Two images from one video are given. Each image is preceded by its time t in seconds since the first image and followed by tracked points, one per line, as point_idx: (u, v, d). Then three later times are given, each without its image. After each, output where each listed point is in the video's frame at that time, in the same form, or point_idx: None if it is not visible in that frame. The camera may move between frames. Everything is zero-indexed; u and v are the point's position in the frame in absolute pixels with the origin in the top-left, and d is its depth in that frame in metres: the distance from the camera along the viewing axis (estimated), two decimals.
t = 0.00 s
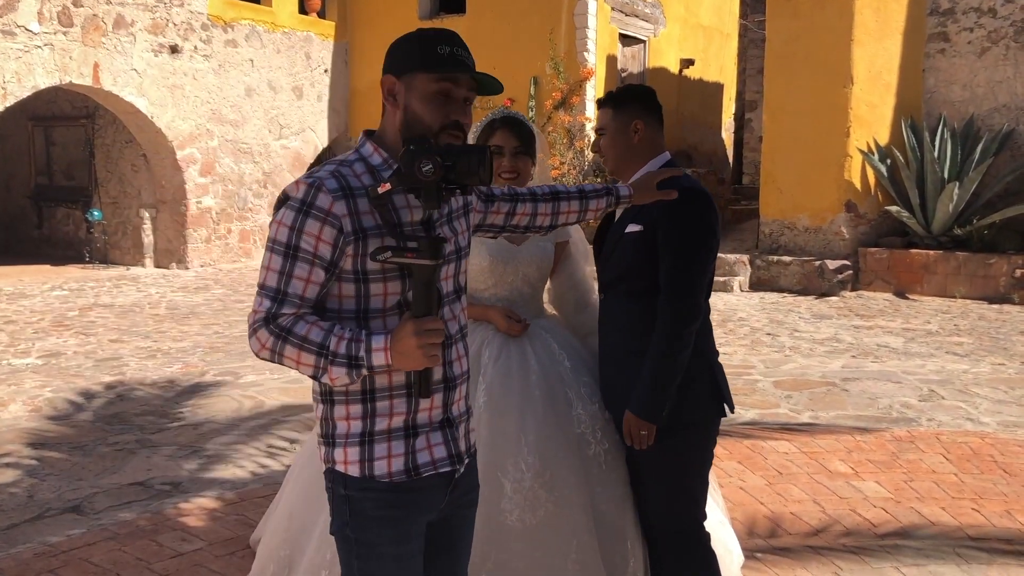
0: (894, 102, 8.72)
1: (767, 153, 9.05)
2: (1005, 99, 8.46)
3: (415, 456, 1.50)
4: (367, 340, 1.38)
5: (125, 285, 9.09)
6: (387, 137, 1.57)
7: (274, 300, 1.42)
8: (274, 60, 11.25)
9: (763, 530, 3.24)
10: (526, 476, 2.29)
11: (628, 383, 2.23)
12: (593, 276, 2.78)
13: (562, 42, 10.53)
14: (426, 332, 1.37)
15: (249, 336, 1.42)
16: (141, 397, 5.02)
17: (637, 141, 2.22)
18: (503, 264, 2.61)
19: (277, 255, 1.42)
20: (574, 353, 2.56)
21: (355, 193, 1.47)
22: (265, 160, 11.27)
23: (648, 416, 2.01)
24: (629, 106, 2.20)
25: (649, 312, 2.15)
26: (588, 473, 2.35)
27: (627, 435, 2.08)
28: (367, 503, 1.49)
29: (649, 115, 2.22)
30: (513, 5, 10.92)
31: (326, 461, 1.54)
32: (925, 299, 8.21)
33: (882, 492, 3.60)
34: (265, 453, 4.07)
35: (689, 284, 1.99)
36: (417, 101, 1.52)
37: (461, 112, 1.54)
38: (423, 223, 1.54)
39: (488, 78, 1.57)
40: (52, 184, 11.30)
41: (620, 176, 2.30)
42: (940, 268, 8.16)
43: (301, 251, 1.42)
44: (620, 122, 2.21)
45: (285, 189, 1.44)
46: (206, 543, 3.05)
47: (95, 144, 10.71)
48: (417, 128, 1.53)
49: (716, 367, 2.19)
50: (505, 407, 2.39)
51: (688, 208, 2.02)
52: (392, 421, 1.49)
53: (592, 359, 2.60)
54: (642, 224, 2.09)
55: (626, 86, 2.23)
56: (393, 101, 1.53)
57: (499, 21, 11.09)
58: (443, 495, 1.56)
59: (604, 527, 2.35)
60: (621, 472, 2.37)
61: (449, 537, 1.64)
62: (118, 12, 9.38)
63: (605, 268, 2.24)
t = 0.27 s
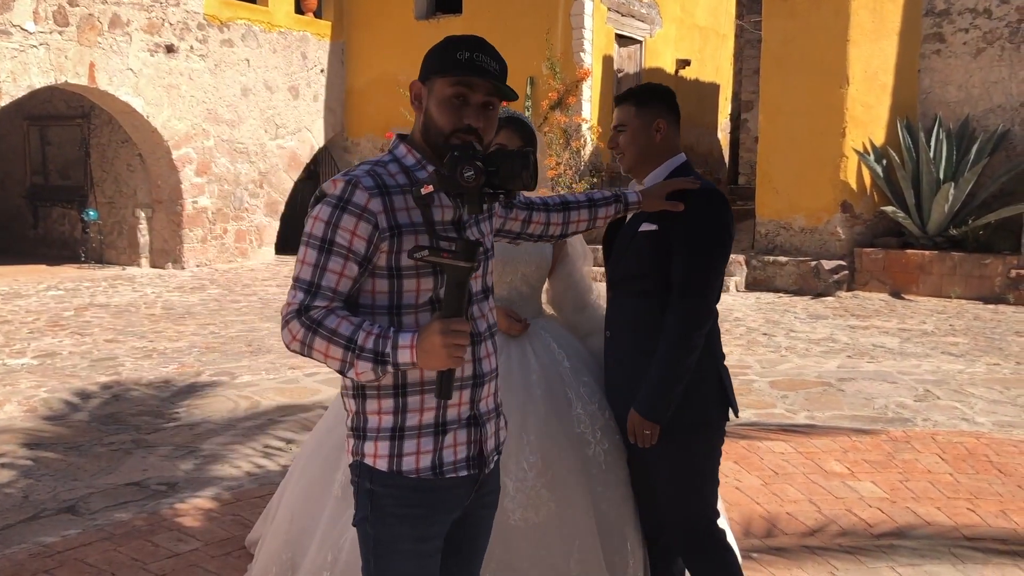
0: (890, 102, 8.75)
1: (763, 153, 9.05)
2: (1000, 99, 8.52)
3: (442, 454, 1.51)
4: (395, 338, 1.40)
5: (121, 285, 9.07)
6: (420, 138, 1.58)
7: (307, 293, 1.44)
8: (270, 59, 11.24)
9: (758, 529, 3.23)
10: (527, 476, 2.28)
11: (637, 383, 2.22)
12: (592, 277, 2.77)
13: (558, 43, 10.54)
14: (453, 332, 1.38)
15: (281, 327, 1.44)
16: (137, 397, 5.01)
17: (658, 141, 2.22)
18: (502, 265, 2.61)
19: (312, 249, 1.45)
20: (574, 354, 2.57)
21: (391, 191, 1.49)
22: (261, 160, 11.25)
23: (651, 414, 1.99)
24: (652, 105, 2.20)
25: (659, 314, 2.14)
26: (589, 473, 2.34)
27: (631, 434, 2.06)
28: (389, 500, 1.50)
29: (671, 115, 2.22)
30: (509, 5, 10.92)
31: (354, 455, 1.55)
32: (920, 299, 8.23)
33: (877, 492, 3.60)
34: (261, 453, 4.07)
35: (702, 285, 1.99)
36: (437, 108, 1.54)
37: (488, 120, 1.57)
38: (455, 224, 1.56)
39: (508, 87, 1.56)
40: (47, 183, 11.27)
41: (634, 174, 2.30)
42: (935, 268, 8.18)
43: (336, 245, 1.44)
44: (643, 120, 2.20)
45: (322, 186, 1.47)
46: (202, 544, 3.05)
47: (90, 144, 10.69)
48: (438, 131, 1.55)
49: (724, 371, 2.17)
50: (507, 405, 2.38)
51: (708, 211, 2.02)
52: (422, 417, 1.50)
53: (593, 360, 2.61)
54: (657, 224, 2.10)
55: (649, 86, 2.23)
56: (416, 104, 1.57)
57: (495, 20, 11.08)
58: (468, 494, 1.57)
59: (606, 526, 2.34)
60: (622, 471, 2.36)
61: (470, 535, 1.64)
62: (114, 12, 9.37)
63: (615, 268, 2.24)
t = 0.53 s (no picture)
0: (881, 104, 8.79)
1: (755, 153, 9.06)
2: (990, 101, 8.61)
3: (444, 451, 1.50)
4: (419, 330, 1.39)
5: (112, 285, 9.04)
6: (435, 137, 1.57)
7: (324, 286, 1.42)
8: (262, 59, 11.21)
9: (751, 529, 3.24)
10: (522, 476, 2.27)
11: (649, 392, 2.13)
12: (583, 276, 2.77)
13: (551, 43, 10.55)
14: (478, 324, 1.39)
15: (298, 320, 1.42)
16: (128, 397, 5.00)
17: (689, 141, 2.17)
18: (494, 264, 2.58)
19: (329, 241, 1.42)
20: (568, 355, 2.57)
21: (405, 186, 1.48)
22: (253, 159, 11.21)
23: (672, 423, 1.94)
24: (684, 104, 2.15)
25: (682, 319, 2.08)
26: (581, 474, 2.34)
27: (650, 443, 2.01)
28: (391, 496, 1.49)
29: (703, 116, 2.18)
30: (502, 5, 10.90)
31: (356, 450, 1.53)
32: (911, 300, 8.26)
33: (869, 492, 3.62)
34: (253, 454, 4.06)
35: (722, 291, 1.95)
36: (453, 105, 1.53)
37: (503, 120, 1.57)
38: (466, 223, 1.56)
39: (524, 84, 1.57)
40: (38, 183, 11.23)
41: (659, 174, 2.26)
42: (927, 269, 8.21)
43: (353, 238, 1.43)
44: (677, 120, 2.15)
45: (337, 180, 1.45)
46: (194, 544, 3.04)
47: (82, 143, 10.65)
48: (454, 129, 1.54)
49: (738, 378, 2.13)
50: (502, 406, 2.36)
51: (738, 220, 1.98)
52: (426, 414, 1.50)
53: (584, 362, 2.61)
54: (683, 229, 2.05)
55: (681, 85, 2.18)
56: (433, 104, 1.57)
57: (488, 20, 11.08)
58: (468, 494, 1.56)
59: (599, 529, 2.33)
60: (614, 472, 2.36)
61: (464, 536, 1.64)
62: (106, 11, 9.34)
63: (637, 272, 2.16)
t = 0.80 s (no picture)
0: (870, 104, 8.81)
1: (744, 152, 9.09)
2: (977, 102, 8.68)
3: (428, 450, 1.49)
4: (409, 328, 1.38)
5: (99, 284, 8.99)
6: (432, 136, 1.57)
7: (316, 284, 1.41)
8: (251, 57, 11.17)
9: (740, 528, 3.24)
10: (511, 474, 2.26)
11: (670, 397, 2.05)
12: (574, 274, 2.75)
13: (541, 43, 10.56)
14: (469, 322, 1.38)
15: (290, 318, 1.41)
16: (116, 397, 4.97)
17: (709, 142, 2.11)
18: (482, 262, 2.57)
19: (321, 240, 1.42)
20: (556, 355, 2.58)
21: (396, 185, 1.48)
22: (242, 158, 11.17)
23: (715, 434, 1.89)
24: (707, 103, 2.08)
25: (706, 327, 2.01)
26: (570, 473, 2.34)
27: (694, 458, 1.94)
28: (374, 495, 1.49)
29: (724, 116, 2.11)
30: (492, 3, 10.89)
31: (343, 447, 1.53)
32: (899, 299, 8.30)
33: (856, 491, 3.63)
34: (240, 453, 4.04)
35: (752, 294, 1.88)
36: (449, 105, 1.53)
37: (498, 119, 1.57)
38: (458, 222, 1.55)
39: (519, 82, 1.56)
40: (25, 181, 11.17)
41: (675, 173, 2.18)
42: (914, 268, 8.25)
43: (345, 237, 1.42)
44: (698, 120, 2.08)
45: (328, 179, 1.44)
46: (182, 544, 3.03)
47: (69, 141, 10.60)
48: (450, 128, 1.54)
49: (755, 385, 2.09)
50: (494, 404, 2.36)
51: (756, 225, 1.91)
52: (412, 412, 1.49)
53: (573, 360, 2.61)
54: (702, 232, 1.99)
55: (701, 82, 2.11)
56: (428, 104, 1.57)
57: (477, 19, 11.06)
58: (453, 496, 1.55)
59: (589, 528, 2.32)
60: (604, 472, 2.36)
61: (448, 535, 1.63)
62: (93, 8, 9.28)
63: (655, 274, 2.10)
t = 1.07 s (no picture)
0: (855, 103, 8.87)
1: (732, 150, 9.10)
2: (962, 101, 8.75)
3: (409, 449, 1.48)
4: (383, 324, 1.37)
5: (84, 282, 8.94)
6: (417, 132, 1.57)
7: (294, 279, 1.42)
8: (238, 54, 11.11)
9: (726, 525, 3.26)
10: (494, 471, 2.26)
11: (678, 396, 2.06)
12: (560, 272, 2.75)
13: (528, 40, 10.55)
14: (441, 317, 1.35)
15: (267, 313, 1.41)
16: (100, 395, 4.94)
17: (717, 143, 2.11)
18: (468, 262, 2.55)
19: (299, 236, 1.42)
20: (543, 351, 2.58)
21: (376, 180, 1.47)
22: (228, 155, 11.12)
23: (726, 436, 1.89)
24: (715, 103, 2.09)
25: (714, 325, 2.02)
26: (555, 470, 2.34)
27: (704, 461, 1.94)
28: (355, 494, 1.49)
29: (733, 117, 2.12)
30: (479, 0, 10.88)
31: (326, 444, 1.54)
32: (884, 297, 8.35)
33: (841, 488, 3.65)
34: (226, 452, 4.03)
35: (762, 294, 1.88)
36: (433, 99, 1.52)
37: (485, 113, 1.55)
38: (441, 217, 1.54)
39: (504, 75, 1.55)
40: (9, 178, 11.09)
41: (681, 171, 2.18)
42: (899, 266, 8.31)
43: (322, 232, 1.42)
44: (708, 120, 2.08)
45: (308, 175, 1.44)
46: (167, 543, 3.02)
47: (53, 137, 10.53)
48: (436, 123, 1.53)
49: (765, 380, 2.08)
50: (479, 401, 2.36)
51: (763, 222, 1.90)
52: (392, 411, 1.48)
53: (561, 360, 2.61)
54: (708, 232, 1.99)
55: (710, 82, 2.11)
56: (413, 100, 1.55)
57: (465, 17, 11.04)
58: (436, 496, 1.54)
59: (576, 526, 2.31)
60: (589, 469, 2.36)
61: (435, 535, 1.63)
62: (77, 4, 9.21)
63: (660, 275, 2.11)
